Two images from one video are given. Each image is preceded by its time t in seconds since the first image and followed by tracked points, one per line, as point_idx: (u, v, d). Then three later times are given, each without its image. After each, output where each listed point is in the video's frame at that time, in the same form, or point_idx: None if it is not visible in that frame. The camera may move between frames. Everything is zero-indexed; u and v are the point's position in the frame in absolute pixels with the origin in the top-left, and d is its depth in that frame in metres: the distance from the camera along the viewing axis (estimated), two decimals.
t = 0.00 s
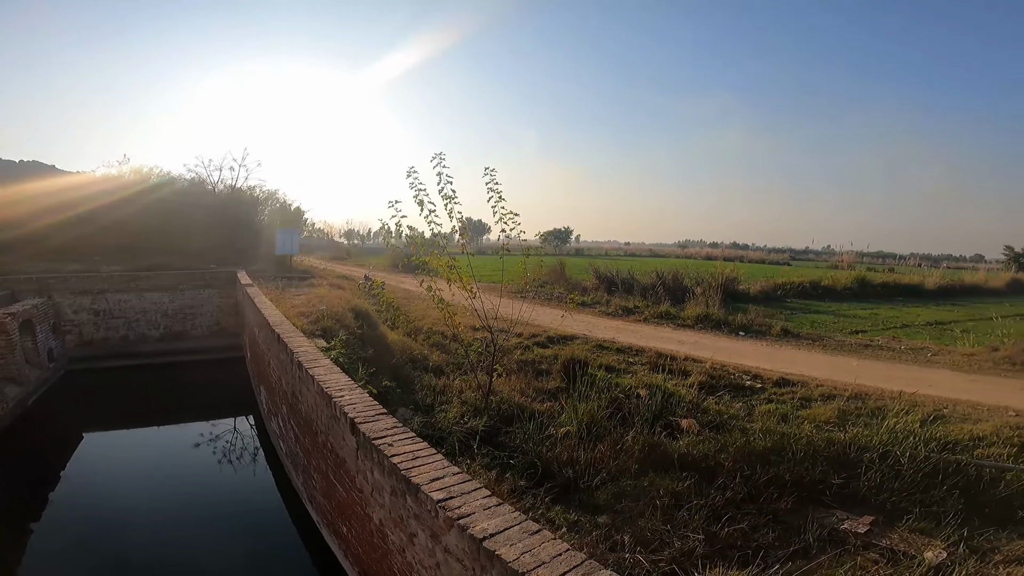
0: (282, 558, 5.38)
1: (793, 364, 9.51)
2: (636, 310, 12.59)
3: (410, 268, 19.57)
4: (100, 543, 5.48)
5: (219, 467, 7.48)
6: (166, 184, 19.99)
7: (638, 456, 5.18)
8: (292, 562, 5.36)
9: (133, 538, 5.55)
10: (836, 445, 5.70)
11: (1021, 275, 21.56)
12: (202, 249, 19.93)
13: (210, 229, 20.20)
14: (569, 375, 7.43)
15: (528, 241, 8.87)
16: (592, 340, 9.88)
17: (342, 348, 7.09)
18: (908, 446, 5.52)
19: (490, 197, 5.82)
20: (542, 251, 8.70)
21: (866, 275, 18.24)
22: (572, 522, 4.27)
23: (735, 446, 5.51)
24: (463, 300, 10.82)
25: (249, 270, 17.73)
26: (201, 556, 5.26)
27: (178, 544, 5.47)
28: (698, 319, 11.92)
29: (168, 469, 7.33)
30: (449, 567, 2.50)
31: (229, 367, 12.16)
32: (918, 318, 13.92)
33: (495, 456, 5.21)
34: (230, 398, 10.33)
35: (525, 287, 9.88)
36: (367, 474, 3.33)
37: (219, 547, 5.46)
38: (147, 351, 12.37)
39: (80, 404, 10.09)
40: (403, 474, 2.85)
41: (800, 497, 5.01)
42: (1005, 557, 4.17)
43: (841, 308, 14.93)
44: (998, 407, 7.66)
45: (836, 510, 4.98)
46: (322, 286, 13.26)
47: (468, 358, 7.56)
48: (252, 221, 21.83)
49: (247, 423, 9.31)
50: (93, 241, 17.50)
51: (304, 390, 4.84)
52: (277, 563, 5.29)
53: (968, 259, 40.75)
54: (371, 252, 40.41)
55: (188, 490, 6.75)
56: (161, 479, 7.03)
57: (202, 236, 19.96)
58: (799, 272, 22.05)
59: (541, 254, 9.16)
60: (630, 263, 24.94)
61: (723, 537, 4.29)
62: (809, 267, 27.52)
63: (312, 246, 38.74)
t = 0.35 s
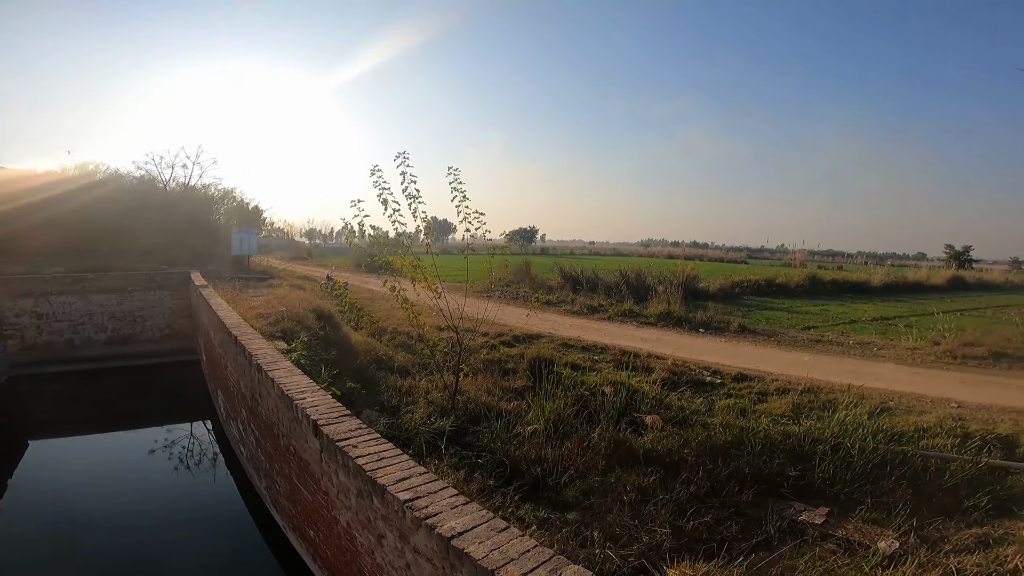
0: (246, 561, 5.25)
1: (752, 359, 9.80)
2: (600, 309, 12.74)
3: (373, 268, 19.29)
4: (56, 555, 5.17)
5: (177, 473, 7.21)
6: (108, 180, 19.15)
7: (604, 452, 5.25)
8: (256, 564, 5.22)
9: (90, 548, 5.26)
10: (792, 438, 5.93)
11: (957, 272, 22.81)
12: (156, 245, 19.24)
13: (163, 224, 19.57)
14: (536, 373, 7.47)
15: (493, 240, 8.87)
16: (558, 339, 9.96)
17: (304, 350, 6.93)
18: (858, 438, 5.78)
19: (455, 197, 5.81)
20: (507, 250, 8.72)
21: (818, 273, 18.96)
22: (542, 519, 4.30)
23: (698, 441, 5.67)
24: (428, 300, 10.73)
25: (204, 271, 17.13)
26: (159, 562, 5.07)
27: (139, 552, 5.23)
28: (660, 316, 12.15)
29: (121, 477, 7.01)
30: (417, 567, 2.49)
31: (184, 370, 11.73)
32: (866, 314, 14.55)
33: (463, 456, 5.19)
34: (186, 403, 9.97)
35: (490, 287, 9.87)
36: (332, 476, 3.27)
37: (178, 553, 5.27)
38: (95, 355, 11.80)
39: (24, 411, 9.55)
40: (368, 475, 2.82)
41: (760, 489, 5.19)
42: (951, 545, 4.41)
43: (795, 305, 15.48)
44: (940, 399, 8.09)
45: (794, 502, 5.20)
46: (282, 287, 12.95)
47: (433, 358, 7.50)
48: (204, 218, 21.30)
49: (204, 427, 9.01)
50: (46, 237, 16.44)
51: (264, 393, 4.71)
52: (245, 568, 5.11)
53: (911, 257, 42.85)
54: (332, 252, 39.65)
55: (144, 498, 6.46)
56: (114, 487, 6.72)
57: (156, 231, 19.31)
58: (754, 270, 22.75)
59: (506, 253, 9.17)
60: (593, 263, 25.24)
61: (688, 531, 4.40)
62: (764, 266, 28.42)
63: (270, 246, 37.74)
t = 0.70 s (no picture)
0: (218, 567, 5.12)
1: (722, 356, 10.00)
2: (574, 309, 12.80)
3: (345, 270, 19.02)
4: (16, 566, 4.94)
5: (143, 481, 6.98)
6: (61, 176, 18.19)
7: (581, 450, 5.28)
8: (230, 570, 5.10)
9: (55, 559, 5.04)
10: (761, 433, 6.07)
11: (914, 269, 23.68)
12: (107, 248, 18.43)
13: (118, 226, 18.72)
14: (511, 373, 7.48)
15: (467, 240, 8.84)
16: (532, 339, 9.98)
17: (274, 353, 6.80)
18: (824, 432, 5.95)
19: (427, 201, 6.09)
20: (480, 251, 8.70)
21: (783, 271, 19.45)
22: (521, 519, 4.31)
23: (671, 437, 5.77)
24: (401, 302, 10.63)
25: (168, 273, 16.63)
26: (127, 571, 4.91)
27: (108, 561, 5.05)
28: (633, 315, 12.29)
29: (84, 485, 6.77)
30: (396, 570, 2.46)
31: (148, 376, 11.36)
32: (831, 311, 14.97)
33: (440, 457, 5.17)
34: (152, 409, 9.67)
35: (464, 287, 9.83)
36: (307, 480, 3.21)
37: (147, 560, 5.11)
38: (51, 361, 11.32)
39: None
40: (344, 478, 2.77)
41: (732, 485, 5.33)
42: (916, 537, 4.58)
43: (762, 303, 15.85)
44: (900, 393, 8.39)
45: (765, 496, 5.36)
46: (250, 290, 12.66)
47: (407, 360, 7.43)
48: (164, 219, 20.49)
49: (171, 433, 8.75)
50: None
51: (232, 397, 4.60)
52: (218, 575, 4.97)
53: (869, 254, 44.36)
54: (302, 254, 38.99)
55: (109, 506, 6.24)
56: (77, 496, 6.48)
57: (109, 233, 18.47)
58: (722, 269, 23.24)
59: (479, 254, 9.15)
60: (566, 262, 25.38)
61: (664, 528, 4.48)
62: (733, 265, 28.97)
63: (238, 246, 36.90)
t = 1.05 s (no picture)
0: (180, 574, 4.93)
1: (687, 354, 10.19)
2: (543, 309, 12.85)
3: (309, 271, 18.63)
4: None
5: (99, 489, 6.69)
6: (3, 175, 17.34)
7: (552, 449, 5.30)
8: None
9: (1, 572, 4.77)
10: (726, 428, 6.22)
11: (865, 268, 24.66)
12: (54, 249, 17.54)
13: (65, 227, 17.87)
14: (480, 373, 7.45)
15: (434, 241, 8.77)
16: (502, 339, 9.97)
17: (235, 357, 6.60)
18: (785, 427, 6.12)
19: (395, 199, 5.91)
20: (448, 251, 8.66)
21: (744, 270, 19.97)
22: (495, 519, 4.31)
23: (640, 435, 5.87)
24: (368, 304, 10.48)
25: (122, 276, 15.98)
26: None
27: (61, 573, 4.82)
28: (601, 314, 12.42)
29: (33, 496, 6.44)
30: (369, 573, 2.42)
31: (101, 382, 10.88)
32: (789, 308, 15.44)
33: (411, 460, 5.13)
34: (105, 416, 9.27)
35: (432, 288, 9.75)
36: (273, 485, 3.12)
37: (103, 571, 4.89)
38: None
39: None
40: (313, 482, 2.71)
41: (699, 480, 5.51)
42: (875, 528, 4.77)
43: (724, 301, 16.23)
44: (854, 387, 8.72)
45: (731, 491, 5.51)
46: (209, 292, 12.28)
47: (374, 362, 7.32)
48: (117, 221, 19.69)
49: (127, 440, 8.40)
50: None
51: (193, 403, 4.44)
52: None
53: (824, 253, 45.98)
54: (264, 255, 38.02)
55: (61, 516, 5.95)
56: (25, 506, 6.16)
57: (55, 235, 17.62)
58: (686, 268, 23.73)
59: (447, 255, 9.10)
60: (534, 262, 25.46)
61: (635, 524, 4.56)
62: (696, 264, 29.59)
63: (195, 247, 35.71)
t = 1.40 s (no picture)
0: None
1: (648, 352, 10.37)
2: (506, 309, 12.85)
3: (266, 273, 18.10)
4: None
5: (45, 500, 6.32)
6: None
7: (519, 448, 5.30)
8: None
9: None
10: (686, 424, 6.35)
11: (815, 266, 25.65)
12: None
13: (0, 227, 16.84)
14: (446, 374, 7.39)
15: (396, 241, 8.65)
16: (466, 340, 9.92)
17: (188, 362, 6.34)
18: (742, 421, 6.29)
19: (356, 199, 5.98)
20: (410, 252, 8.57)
21: (701, 269, 20.48)
22: (464, 520, 4.29)
23: (605, 432, 5.96)
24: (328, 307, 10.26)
25: (64, 279, 15.18)
26: None
27: None
28: (564, 314, 12.51)
29: None
30: None
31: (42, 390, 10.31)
32: (745, 306, 15.92)
33: (376, 462, 5.05)
34: (49, 424, 8.78)
35: (395, 289, 9.62)
36: (234, 492, 3.01)
37: None
38: None
39: None
40: (276, 488, 2.63)
41: (664, 475, 5.66)
42: (830, 519, 4.96)
43: (683, 299, 16.60)
44: (806, 381, 9.06)
45: (694, 485, 5.65)
46: (160, 295, 11.78)
47: (336, 365, 7.16)
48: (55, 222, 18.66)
49: (74, 449, 7.99)
50: None
51: (143, 409, 4.23)
52: None
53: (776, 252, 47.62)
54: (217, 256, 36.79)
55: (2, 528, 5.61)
56: None
57: None
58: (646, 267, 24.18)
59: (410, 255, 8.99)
60: (497, 262, 25.46)
61: (604, 520, 4.65)
62: (655, 263, 30.17)
63: (142, 250, 34.24)
